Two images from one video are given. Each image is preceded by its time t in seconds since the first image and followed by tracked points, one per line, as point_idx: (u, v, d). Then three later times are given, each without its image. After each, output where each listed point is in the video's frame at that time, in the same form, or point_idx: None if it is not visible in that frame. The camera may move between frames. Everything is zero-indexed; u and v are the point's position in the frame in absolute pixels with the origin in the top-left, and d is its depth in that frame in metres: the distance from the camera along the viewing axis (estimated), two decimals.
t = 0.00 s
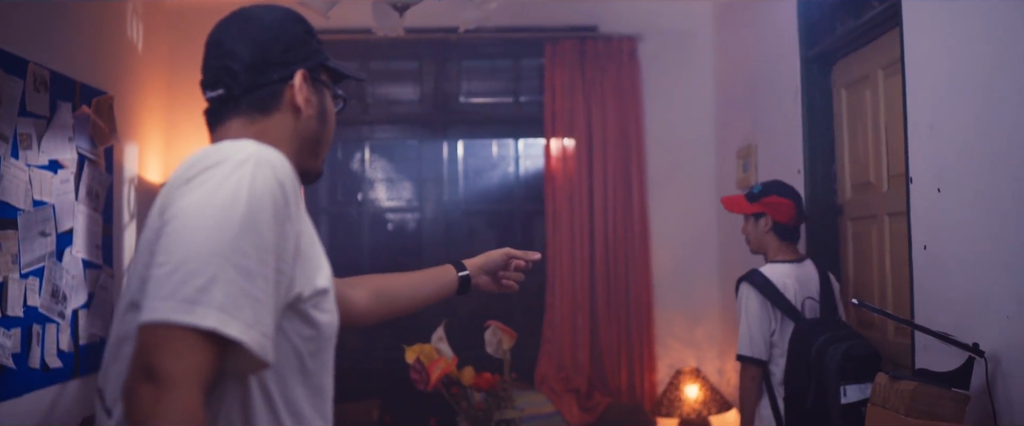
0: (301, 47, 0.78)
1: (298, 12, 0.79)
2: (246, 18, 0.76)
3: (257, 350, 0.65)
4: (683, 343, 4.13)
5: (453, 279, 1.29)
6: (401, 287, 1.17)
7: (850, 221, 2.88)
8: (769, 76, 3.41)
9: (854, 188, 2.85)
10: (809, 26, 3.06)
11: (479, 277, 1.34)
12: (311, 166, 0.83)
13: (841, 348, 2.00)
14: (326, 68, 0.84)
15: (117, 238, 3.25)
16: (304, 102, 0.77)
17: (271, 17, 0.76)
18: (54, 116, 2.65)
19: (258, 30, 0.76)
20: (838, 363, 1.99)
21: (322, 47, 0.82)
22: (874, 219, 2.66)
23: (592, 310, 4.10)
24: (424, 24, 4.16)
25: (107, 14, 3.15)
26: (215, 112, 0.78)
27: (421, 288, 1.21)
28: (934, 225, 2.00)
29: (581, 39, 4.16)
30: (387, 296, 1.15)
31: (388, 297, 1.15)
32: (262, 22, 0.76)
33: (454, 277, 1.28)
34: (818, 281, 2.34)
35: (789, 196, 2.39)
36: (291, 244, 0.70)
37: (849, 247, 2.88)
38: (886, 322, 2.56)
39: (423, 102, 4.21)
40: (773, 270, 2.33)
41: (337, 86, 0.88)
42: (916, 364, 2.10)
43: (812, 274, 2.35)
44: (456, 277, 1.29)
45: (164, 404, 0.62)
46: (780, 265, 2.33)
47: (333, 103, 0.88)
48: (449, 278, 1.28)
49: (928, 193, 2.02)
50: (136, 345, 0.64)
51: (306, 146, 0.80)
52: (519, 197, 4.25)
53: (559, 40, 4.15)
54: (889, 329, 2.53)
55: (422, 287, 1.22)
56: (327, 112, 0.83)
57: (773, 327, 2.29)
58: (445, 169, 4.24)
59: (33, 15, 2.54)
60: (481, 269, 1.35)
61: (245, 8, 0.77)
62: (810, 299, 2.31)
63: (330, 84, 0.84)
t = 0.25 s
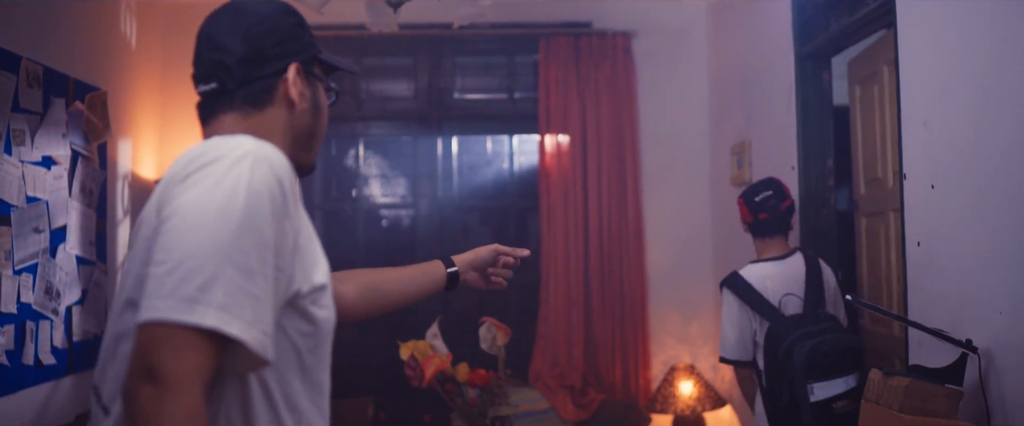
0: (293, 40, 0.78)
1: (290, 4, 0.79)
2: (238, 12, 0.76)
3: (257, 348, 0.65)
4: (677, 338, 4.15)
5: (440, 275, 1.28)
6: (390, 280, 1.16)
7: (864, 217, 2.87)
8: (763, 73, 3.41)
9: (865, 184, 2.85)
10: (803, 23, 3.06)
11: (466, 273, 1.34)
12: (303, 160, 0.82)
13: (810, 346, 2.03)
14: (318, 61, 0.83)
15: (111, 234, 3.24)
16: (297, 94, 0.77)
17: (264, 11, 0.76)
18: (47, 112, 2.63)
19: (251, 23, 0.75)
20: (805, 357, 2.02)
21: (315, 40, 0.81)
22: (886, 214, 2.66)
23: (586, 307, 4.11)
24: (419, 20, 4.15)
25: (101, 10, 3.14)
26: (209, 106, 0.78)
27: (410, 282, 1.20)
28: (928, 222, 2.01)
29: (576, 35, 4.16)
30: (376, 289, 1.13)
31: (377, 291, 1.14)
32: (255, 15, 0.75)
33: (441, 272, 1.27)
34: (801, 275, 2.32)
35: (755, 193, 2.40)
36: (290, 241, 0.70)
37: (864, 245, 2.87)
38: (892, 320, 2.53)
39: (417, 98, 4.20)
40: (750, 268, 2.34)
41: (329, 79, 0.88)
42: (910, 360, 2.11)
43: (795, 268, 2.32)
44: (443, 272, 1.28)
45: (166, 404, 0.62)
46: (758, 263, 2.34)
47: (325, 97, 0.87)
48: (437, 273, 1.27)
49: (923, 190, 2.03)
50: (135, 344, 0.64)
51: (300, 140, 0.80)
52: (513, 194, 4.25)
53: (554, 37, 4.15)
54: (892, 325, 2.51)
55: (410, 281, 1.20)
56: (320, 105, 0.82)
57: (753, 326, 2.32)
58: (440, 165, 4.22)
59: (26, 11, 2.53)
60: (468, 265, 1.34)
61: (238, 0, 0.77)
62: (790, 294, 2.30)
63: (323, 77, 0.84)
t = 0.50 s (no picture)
0: (296, 40, 0.78)
1: (291, 4, 0.79)
2: (240, 12, 0.76)
3: (259, 352, 0.65)
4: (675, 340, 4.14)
5: (442, 286, 1.28)
6: (389, 287, 1.16)
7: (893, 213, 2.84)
8: (760, 74, 3.42)
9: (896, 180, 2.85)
10: (800, 25, 3.07)
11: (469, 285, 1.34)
12: (305, 161, 0.82)
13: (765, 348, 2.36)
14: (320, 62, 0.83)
15: (108, 236, 3.23)
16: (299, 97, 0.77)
17: (266, 11, 0.76)
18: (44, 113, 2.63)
19: (253, 23, 0.75)
20: (762, 356, 2.36)
21: (318, 41, 0.81)
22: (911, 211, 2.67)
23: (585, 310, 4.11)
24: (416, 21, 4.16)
25: (98, 10, 3.14)
26: (211, 108, 0.78)
27: (412, 292, 1.20)
28: (925, 223, 2.01)
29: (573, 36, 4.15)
30: (376, 296, 1.13)
31: (377, 298, 1.14)
32: (257, 16, 0.75)
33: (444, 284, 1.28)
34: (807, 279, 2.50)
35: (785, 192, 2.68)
36: (292, 244, 0.70)
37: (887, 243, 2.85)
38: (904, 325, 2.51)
39: (415, 99, 4.22)
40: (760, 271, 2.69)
41: (331, 78, 0.87)
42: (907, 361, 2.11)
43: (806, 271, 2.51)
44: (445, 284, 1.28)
45: (170, 408, 0.62)
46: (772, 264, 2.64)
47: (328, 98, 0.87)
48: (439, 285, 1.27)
49: (919, 192, 2.03)
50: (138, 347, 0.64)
51: (302, 142, 0.80)
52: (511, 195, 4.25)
53: (551, 38, 4.14)
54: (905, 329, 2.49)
55: (412, 290, 1.21)
56: (322, 107, 0.82)
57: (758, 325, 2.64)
58: (437, 166, 4.22)
59: (23, 10, 2.53)
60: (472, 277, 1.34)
61: (239, 1, 0.77)
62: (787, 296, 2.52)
63: (325, 78, 0.84)
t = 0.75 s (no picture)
0: (296, 42, 0.77)
1: (290, 6, 0.78)
2: (240, 13, 0.75)
3: (255, 355, 0.65)
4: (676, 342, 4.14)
5: (446, 288, 1.27)
6: (392, 290, 1.15)
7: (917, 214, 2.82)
8: (761, 75, 3.42)
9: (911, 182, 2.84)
10: (800, 27, 3.06)
11: (475, 288, 1.33)
12: (305, 163, 0.82)
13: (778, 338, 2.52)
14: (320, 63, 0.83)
15: (108, 237, 3.24)
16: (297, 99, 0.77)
17: (265, 12, 0.75)
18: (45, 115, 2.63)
19: (252, 25, 0.75)
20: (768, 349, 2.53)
21: (318, 43, 0.81)
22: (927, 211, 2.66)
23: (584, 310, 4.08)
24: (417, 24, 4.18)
25: (98, 12, 3.14)
26: (209, 109, 0.78)
27: (415, 295, 1.20)
28: (926, 225, 2.01)
29: (573, 38, 4.15)
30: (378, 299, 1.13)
31: (380, 302, 1.13)
32: (256, 17, 0.75)
33: (448, 286, 1.27)
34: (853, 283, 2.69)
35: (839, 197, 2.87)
36: (288, 247, 0.70)
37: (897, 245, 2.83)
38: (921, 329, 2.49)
39: (415, 101, 4.22)
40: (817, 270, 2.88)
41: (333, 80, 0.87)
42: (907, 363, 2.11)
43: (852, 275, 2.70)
44: (449, 286, 1.27)
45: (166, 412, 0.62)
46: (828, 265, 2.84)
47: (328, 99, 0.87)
48: (441, 287, 1.26)
49: (920, 193, 2.03)
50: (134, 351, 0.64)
51: (301, 144, 0.80)
52: (511, 196, 4.23)
53: (551, 40, 4.14)
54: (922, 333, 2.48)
55: (416, 292, 1.20)
56: (321, 108, 0.82)
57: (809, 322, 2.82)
58: (437, 169, 4.22)
59: (23, 13, 2.53)
60: (478, 280, 1.33)
61: (239, 2, 0.77)
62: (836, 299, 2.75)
63: (326, 80, 0.84)
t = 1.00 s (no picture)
0: (295, 48, 0.78)
1: (290, 12, 0.79)
2: (238, 20, 0.76)
3: (253, 362, 0.65)
4: (676, 350, 4.15)
5: (445, 296, 1.27)
6: (391, 298, 1.15)
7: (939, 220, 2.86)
8: (761, 82, 3.42)
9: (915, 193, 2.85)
10: (800, 35, 3.06)
11: (472, 295, 1.34)
12: (305, 170, 0.82)
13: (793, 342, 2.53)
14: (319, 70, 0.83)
15: (109, 245, 3.24)
16: (296, 104, 0.77)
17: (264, 18, 0.76)
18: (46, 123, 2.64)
19: (250, 31, 0.75)
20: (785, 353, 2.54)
21: (318, 50, 0.81)
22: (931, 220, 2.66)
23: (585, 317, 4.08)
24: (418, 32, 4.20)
25: (99, 20, 3.15)
26: (208, 116, 0.78)
27: (415, 302, 1.20)
28: (927, 233, 2.01)
29: (573, 46, 4.18)
30: (377, 307, 1.13)
31: (379, 310, 1.13)
32: (255, 23, 0.75)
33: (446, 293, 1.27)
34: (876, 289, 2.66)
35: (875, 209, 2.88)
36: (288, 253, 0.70)
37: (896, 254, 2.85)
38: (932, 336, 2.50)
39: (414, 109, 4.21)
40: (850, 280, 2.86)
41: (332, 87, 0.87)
42: (908, 372, 2.11)
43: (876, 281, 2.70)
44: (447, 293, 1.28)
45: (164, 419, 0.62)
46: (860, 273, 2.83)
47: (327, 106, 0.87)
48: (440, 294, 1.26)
49: (920, 201, 2.03)
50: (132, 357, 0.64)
51: (300, 150, 0.80)
52: (511, 204, 4.24)
53: (551, 48, 4.16)
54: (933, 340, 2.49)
55: (416, 299, 1.20)
56: (321, 115, 0.82)
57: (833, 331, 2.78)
58: (437, 176, 4.23)
59: (24, 21, 2.54)
60: (475, 286, 1.34)
61: (239, 8, 0.77)
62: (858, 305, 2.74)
63: (325, 87, 0.83)
